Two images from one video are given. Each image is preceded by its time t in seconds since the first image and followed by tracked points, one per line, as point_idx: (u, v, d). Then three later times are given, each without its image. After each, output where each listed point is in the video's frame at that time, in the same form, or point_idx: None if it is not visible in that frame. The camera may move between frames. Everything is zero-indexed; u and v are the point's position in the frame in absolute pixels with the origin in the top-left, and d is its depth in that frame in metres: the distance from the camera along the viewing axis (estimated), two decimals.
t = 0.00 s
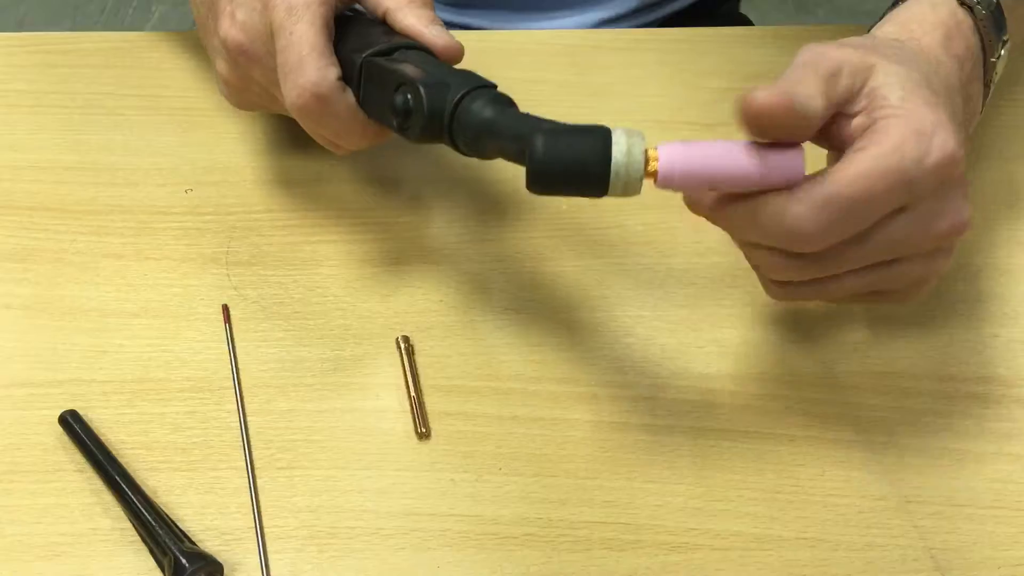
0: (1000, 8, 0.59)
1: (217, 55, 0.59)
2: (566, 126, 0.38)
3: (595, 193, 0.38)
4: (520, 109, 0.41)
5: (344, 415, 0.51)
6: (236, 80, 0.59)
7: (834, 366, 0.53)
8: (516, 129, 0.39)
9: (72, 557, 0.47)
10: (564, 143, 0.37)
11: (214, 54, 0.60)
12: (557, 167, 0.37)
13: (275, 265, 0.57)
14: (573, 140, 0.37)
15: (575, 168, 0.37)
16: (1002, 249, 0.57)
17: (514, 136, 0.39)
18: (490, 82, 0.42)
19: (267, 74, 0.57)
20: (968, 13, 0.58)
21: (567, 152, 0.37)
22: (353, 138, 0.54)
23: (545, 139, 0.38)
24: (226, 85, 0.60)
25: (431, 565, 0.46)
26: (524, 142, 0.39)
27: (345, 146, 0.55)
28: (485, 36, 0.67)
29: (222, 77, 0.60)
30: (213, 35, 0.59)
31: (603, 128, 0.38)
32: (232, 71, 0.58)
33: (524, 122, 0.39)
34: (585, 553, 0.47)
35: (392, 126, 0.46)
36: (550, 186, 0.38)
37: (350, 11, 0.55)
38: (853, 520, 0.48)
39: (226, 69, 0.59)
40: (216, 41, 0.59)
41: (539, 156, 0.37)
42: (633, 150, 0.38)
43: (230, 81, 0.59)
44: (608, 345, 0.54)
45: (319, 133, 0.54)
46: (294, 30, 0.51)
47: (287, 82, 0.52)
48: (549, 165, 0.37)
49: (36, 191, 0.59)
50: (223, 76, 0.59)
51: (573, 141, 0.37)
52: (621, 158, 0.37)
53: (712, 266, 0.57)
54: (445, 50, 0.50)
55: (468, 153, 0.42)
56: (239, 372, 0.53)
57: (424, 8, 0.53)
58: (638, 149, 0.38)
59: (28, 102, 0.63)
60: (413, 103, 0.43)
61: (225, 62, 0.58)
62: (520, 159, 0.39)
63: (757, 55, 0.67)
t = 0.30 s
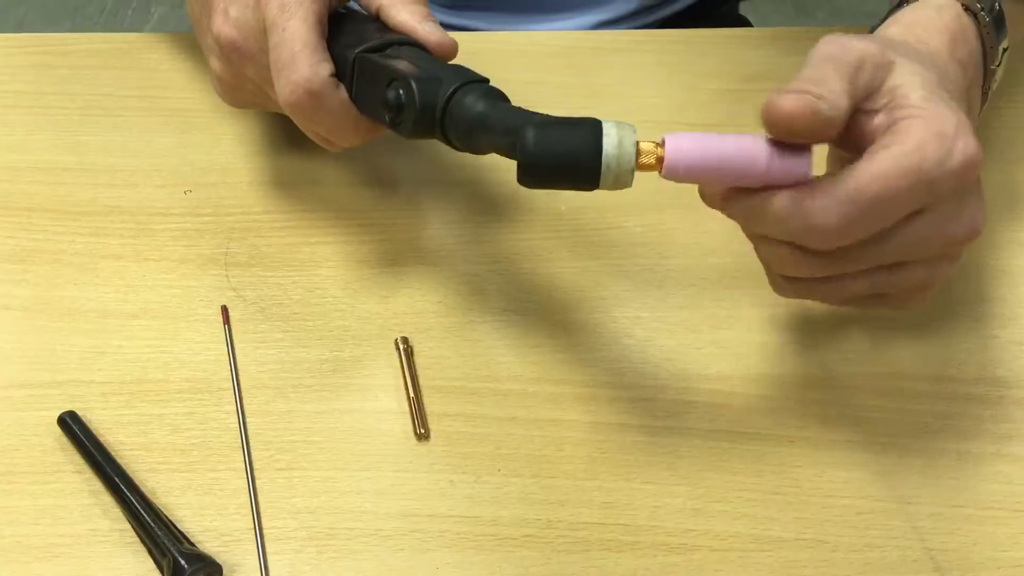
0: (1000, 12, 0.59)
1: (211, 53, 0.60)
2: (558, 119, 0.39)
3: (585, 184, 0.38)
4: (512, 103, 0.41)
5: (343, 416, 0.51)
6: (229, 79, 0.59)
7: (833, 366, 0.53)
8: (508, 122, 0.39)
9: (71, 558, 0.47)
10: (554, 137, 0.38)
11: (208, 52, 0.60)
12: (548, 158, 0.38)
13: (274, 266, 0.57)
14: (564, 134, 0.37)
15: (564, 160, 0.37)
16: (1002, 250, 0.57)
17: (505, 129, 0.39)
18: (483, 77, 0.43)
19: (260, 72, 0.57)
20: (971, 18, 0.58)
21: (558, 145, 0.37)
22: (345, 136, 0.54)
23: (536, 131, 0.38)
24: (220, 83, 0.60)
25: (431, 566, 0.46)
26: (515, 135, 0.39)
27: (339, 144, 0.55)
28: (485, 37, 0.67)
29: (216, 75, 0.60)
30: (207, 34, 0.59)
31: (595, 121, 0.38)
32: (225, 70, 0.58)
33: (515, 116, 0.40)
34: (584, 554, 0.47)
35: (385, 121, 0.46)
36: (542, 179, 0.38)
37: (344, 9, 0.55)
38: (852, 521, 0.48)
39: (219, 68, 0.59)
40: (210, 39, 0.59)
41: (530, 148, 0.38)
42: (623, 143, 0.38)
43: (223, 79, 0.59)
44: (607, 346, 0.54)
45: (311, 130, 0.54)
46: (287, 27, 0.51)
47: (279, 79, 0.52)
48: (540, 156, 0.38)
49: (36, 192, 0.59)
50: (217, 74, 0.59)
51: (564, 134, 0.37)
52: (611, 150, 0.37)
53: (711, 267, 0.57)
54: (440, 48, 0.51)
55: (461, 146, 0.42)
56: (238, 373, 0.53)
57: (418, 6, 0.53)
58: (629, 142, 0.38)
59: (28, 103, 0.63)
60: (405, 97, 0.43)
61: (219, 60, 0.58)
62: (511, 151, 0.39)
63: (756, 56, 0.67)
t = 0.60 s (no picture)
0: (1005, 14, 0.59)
1: (207, 55, 0.60)
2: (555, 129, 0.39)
3: (581, 195, 0.39)
4: (508, 112, 0.42)
5: (343, 417, 0.51)
6: (226, 82, 0.59)
7: (834, 366, 0.53)
8: (504, 132, 0.40)
9: (70, 558, 0.47)
10: (550, 147, 0.38)
11: (205, 55, 0.60)
12: (545, 169, 0.38)
13: (274, 267, 0.57)
14: (559, 144, 0.38)
15: (563, 171, 0.38)
16: (1002, 250, 0.57)
17: (501, 138, 0.40)
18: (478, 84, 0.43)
19: (257, 75, 0.57)
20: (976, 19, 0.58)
21: (554, 155, 0.38)
22: (343, 142, 0.54)
23: (533, 142, 0.39)
24: (217, 87, 0.60)
25: (430, 566, 0.46)
26: (512, 145, 0.40)
27: (336, 149, 0.55)
28: (485, 38, 0.67)
29: (213, 78, 0.60)
30: (204, 37, 0.59)
31: (593, 130, 0.39)
32: (223, 73, 0.58)
33: (512, 125, 0.40)
34: (584, 555, 0.47)
35: (380, 127, 0.46)
36: (539, 188, 0.39)
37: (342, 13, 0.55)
38: (852, 522, 0.48)
39: (216, 71, 0.59)
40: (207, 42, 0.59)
41: (527, 159, 0.38)
42: (620, 152, 0.38)
43: (220, 82, 0.59)
44: (606, 347, 0.54)
45: (309, 136, 0.54)
46: (283, 33, 0.52)
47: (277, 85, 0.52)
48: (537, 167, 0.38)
49: (36, 192, 0.59)
50: (213, 77, 0.59)
51: (559, 143, 0.38)
52: (608, 161, 0.38)
53: (711, 267, 0.57)
54: (437, 52, 0.51)
55: (456, 155, 0.43)
56: (238, 374, 0.53)
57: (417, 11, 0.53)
58: (625, 152, 0.38)
59: (28, 104, 0.63)
60: (402, 103, 0.43)
61: (216, 64, 0.58)
62: (508, 160, 0.40)
63: (756, 57, 0.67)
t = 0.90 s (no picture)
0: None
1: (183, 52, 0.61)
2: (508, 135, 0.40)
3: (531, 201, 0.40)
4: (470, 116, 0.43)
5: (343, 417, 0.51)
6: (200, 79, 0.60)
7: (832, 366, 0.53)
8: (463, 136, 0.42)
9: (71, 558, 0.47)
10: (503, 151, 0.39)
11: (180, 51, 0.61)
12: (497, 174, 0.39)
13: (274, 268, 0.57)
14: (514, 151, 0.39)
15: (512, 177, 0.39)
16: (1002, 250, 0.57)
17: (459, 142, 0.41)
18: (442, 88, 0.45)
19: (230, 73, 0.58)
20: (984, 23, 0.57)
21: (509, 163, 0.39)
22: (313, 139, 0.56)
23: (486, 147, 0.40)
24: (191, 84, 0.61)
25: (431, 567, 0.46)
26: (467, 148, 0.41)
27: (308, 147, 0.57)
28: (483, 39, 0.68)
29: (187, 74, 0.61)
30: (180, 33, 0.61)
31: (546, 136, 0.39)
32: (197, 71, 0.59)
33: (468, 129, 0.42)
34: (584, 555, 0.47)
35: (348, 128, 0.48)
36: (491, 194, 0.40)
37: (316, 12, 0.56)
38: (851, 522, 0.48)
39: (191, 68, 0.60)
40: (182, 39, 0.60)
41: (479, 163, 0.40)
42: (573, 160, 0.39)
43: (194, 80, 0.60)
44: (606, 347, 0.54)
45: (280, 134, 0.56)
46: (255, 31, 0.53)
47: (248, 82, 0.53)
48: (487, 172, 0.39)
49: (36, 193, 0.59)
50: (188, 73, 0.60)
51: (514, 152, 0.39)
52: (558, 166, 0.38)
53: (709, 267, 0.57)
54: (410, 54, 0.52)
55: (420, 156, 0.44)
56: (238, 374, 0.53)
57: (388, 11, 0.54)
58: (577, 160, 0.39)
59: (28, 104, 0.63)
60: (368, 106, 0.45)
61: (189, 60, 0.59)
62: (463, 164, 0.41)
63: (755, 56, 0.67)
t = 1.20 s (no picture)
0: None
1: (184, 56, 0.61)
2: (507, 143, 0.40)
3: (528, 208, 0.40)
4: (470, 123, 0.43)
5: (343, 417, 0.51)
6: (202, 82, 0.60)
7: (834, 366, 0.53)
8: (463, 142, 0.42)
9: (72, 558, 0.47)
10: (501, 158, 0.40)
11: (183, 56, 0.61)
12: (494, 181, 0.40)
13: (275, 268, 0.57)
14: (514, 158, 0.39)
15: (509, 183, 0.39)
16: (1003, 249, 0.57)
17: (459, 148, 0.42)
18: (443, 94, 0.45)
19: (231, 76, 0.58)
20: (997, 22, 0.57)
21: (509, 170, 0.39)
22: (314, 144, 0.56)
23: (484, 154, 0.40)
24: (192, 87, 0.61)
25: (431, 566, 0.46)
26: (467, 155, 0.41)
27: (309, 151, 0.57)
28: (485, 38, 0.68)
29: (189, 78, 0.61)
30: (183, 38, 0.61)
31: (545, 144, 0.39)
32: (198, 74, 0.60)
33: (468, 136, 0.42)
34: (585, 555, 0.47)
35: (348, 132, 0.48)
36: (489, 201, 0.40)
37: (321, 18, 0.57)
38: (851, 521, 0.48)
39: (192, 71, 0.60)
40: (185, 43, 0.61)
41: (477, 171, 0.40)
42: (570, 168, 0.39)
43: (195, 82, 0.60)
44: (607, 346, 0.54)
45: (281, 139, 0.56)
46: (257, 35, 0.53)
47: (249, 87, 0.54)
48: (484, 179, 0.39)
49: (37, 192, 0.59)
50: (190, 77, 0.61)
51: (513, 160, 0.39)
52: (555, 174, 0.39)
53: (710, 267, 0.57)
54: (410, 60, 0.53)
55: (419, 161, 0.45)
56: (239, 373, 0.53)
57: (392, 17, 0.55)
58: (575, 168, 0.39)
59: (29, 104, 0.64)
60: (369, 112, 0.45)
61: (192, 63, 0.60)
62: (462, 171, 0.41)
63: (756, 56, 0.67)
